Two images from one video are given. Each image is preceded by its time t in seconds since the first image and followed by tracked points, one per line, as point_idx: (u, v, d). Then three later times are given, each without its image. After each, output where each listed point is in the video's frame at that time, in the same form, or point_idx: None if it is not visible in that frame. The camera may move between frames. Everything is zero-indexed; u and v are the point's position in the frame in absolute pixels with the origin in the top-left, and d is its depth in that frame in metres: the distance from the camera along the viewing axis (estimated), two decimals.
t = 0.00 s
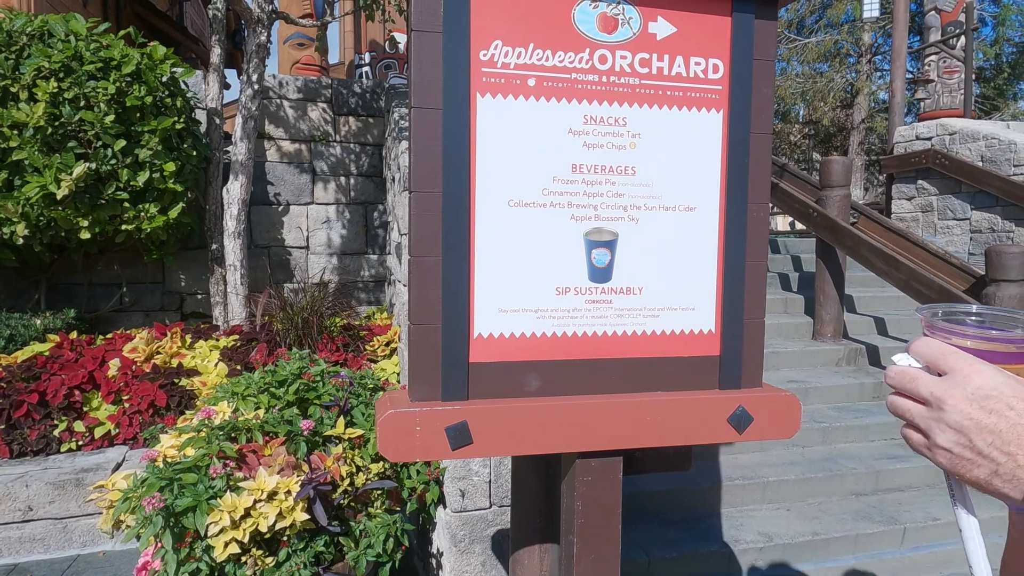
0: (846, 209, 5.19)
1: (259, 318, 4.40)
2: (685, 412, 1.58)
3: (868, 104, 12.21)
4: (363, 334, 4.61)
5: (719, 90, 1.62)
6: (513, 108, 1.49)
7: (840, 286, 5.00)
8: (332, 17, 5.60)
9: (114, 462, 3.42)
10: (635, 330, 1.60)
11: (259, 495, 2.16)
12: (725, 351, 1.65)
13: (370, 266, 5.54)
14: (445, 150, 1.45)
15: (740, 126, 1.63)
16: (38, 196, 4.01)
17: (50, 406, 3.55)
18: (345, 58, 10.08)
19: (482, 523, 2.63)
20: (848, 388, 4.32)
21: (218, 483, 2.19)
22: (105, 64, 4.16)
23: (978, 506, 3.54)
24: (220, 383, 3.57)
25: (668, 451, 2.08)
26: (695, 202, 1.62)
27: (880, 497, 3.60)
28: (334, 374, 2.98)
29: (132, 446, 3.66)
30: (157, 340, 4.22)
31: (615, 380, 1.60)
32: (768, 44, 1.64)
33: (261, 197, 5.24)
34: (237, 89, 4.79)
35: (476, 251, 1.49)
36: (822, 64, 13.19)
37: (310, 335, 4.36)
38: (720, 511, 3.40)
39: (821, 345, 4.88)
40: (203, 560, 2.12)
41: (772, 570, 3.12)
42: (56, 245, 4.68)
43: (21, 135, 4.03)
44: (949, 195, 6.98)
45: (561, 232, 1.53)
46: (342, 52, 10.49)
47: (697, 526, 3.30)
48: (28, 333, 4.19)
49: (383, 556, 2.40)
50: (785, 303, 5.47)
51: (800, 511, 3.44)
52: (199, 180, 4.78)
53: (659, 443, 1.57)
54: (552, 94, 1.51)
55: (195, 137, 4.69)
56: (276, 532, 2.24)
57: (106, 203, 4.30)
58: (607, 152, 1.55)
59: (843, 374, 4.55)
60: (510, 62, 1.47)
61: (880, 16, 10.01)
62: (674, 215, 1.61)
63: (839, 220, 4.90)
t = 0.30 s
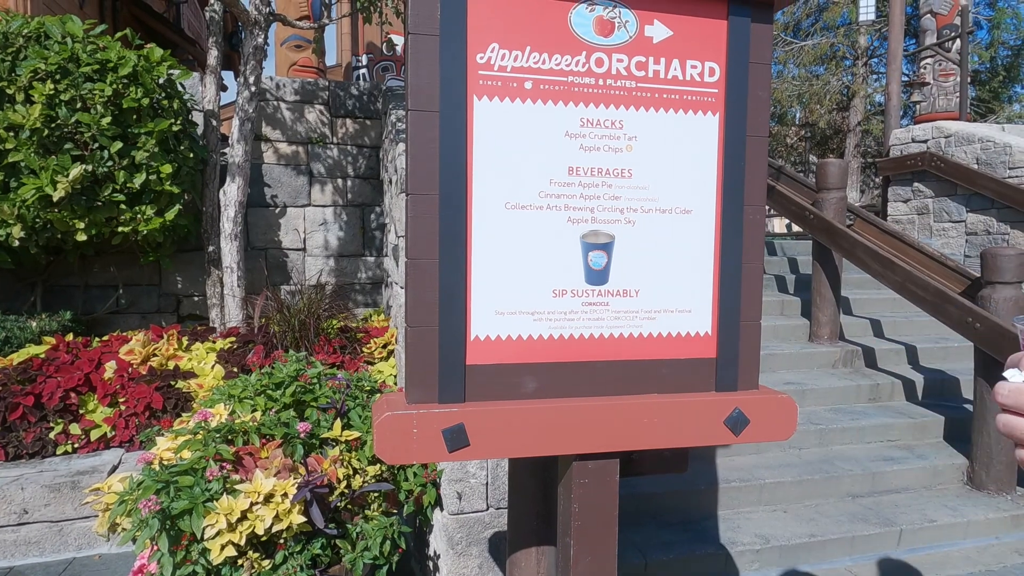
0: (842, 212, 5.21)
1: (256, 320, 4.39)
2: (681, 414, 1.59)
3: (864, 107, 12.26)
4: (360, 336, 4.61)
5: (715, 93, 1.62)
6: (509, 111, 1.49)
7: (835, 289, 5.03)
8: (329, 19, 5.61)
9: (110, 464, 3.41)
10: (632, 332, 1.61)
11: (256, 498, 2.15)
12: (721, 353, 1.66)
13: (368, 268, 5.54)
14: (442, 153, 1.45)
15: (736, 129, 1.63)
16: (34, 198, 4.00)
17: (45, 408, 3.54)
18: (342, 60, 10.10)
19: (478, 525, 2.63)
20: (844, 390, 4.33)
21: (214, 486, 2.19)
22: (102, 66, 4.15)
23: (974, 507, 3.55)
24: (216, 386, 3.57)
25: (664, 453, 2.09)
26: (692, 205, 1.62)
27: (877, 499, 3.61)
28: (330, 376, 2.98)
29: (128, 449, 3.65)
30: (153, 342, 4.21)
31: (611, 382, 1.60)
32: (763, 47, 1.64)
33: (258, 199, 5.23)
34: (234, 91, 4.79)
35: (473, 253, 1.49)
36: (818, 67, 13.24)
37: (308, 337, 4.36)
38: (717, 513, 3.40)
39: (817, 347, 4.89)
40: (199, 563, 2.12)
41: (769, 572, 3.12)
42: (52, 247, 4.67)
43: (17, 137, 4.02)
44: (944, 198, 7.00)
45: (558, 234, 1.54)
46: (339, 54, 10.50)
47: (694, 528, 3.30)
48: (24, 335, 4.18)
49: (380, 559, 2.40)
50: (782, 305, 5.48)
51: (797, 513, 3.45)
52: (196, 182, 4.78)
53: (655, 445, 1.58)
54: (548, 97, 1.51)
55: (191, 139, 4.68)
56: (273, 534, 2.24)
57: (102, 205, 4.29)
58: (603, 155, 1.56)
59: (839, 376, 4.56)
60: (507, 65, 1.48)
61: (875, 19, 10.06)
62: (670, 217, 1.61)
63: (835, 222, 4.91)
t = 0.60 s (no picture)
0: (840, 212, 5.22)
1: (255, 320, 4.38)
2: (683, 414, 1.59)
3: (862, 107, 12.28)
4: (359, 336, 4.61)
5: (716, 94, 1.63)
6: (512, 113, 1.49)
7: (834, 290, 5.04)
8: (327, 19, 5.60)
9: (110, 464, 3.41)
10: (633, 333, 1.61)
11: (257, 498, 2.15)
12: (722, 354, 1.66)
13: (367, 268, 5.53)
14: (445, 154, 1.46)
15: (738, 131, 1.64)
16: (33, 198, 3.99)
17: (44, 409, 3.54)
18: (341, 60, 10.11)
19: (479, 526, 2.63)
20: (843, 390, 4.34)
21: (215, 486, 2.19)
22: (101, 66, 4.15)
23: (972, 507, 3.56)
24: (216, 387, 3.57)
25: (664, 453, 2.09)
26: (693, 206, 1.63)
27: (876, 498, 3.62)
28: (331, 376, 2.98)
29: (127, 450, 3.65)
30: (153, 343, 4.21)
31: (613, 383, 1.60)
32: (764, 49, 1.65)
33: (257, 200, 5.23)
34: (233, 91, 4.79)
35: (476, 254, 1.50)
36: (816, 68, 13.26)
37: (307, 337, 4.36)
38: (716, 513, 3.41)
39: (816, 347, 4.90)
40: (201, 564, 2.12)
41: (768, 572, 3.13)
42: (51, 247, 4.67)
43: (16, 137, 4.02)
44: (942, 198, 7.02)
45: (559, 235, 1.54)
46: (338, 54, 10.50)
47: (694, 528, 3.31)
48: (22, 336, 4.17)
49: (381, 559, 2.40)
50: (780, 306, 5.49)
51: (796, 513, 3.45)
52: (196, 182, 4.78)
53: (657, 445, 1.58)
54: (550, 98, 1.51)
55: (191, 139, 4.68)
56: (274, 535, 2.24)
57: (101, 206, 4.29)
58: (605, 155, 1.56)
59: (838, 376, 4.57)
60: (509, 66, 1.48)
61: (873, 20, 10.08)
62: (670, 218, 1.62)
63: (834, 223, 4.92)
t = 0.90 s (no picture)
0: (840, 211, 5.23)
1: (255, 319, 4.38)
2: (688, 413, 1.60)
3: (860, 106, 12.30)
4: (360, 335, 4.60)
5: (720, 94, 1.63)
6: (518, 113, 1.50)
7: (834, 289, 5.05)
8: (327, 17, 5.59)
9: (110, 464, 3.41)
10: (637, 333, 1.61)
11: (260, 497, 2.16)
12: (726, 353, 1.67)
13: (366, 267, 5.53)
14: (451, 154, 1.46)
15: (742, 131, 1.64)
16: (33, 197, 3.98)
17: (44, 408, 3.54)
18: (339, 58, 10.10)
19: (481, 524, 2.64)
20: (842, 389, 4.35)
21: (218, 485, 2.19)
22: (101, 64, 4.15)
23: (971, 506, 3.57)
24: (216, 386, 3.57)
25: (666, 451, 2.10)
26: (697, 205, 1.63)
27: (875, 497, 3.63)
28: (333, 375, 2.98)
29: (127, 449, 3.65)
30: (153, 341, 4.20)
31: (617, 382, 1.61)
32: (768, 49, 1.65)
33: (257, 198, 5.22)
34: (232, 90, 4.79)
35: (481, 253, 1.50)
36: (814, 67, 13.27)
37: (307, 336, 4.36)
38: (716, 512, 3.42)
39: (815, 346, 4.91)
40: (204, 563, 2.12)
41: (769, 571, 3.14)
42: (51, 246, 4.65)
43: (16, 136, 4.01)
44: (940, 197, 7.03)
45: (564, 235, 1.54)
46: (336, 52, 10.49)
47: (695, 527, 3.31)
48: (22, 335, 4.17)
49: (384, 558, 2.40)
50: (780, 305, 5.50)
51: (796, 512, 3.46)
52: (195, 181, 4.77)
53: (661, 444, 1.59)
54: (556, 98, 1.52)
55: (191, 138, 4.67)
56: (277, 534, 2.24)
57: (101, 204, 4.28)
58: (609, 156, 1.56)
59: (837, 375, 4.58)
60: (514, 66, 1.48)
61: (872, 19, 10.09)
62: (674, 217, 1.62)
63: (833, 222, 4.93)
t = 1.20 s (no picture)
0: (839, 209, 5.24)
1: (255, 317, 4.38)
2: (690, 410, 1.60)
3: (857, 104, 12.31)
4: (359, 332, 4.60)
5: (722, 92, 1.63)
6: (521, 111, 1.50)
7: (832, 287, 5.07)
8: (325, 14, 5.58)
9: (110, 462, 3.41)
10: (639, 330, 1.62)
11: (261, 495, 2.17)
12: (727, 350, 1.67)
13: (365, 265, 5.53)
14: (454, 151, 1.46)
15: (743, 129, 1.65)
16: (31, 194, 3.97)
17: (43, 406, 3.53)
18: (337, 56, 10.08)
19: (481, 521, 2.64)
20: (841, 386, 4.37)
21: (220, 482, 2.19)
22: (99, 61, 4.14)
23: (969, 502, 3.58)
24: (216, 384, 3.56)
25: (666, 448, 2.10)
26: (699, 202, 1.64)
27: (873, 494, 3.64)
28: (333, 373, 2.98)
29: (127, 446, 3.65)
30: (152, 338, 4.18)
31: (619, 379, 1.61)
32: (770, 48, 1.65)
33: (256, 196, 5.21)
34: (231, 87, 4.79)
35: (483, 251, 1.50)
36: (811, 64, 13.27)
37: (307, 333, 4.36)
38: (715, 509, 3.43)
39: (814, 343, 4.92)
40: (206, 560, 2.12)
41: (768, 567, 3.15)
42: (49, 243, 4.64)
43: (14, 133, 3.99)
44: (938, 195, 7.05)
45: (566, 232, 1.54)
46: (333, 50, 10.46)
47: (694, 524, 3.32)
48: (20, 332, 4.17)
49: (385, 555, 2.40)
50: (778, 302, 5.51)
51: (795, 508, 3.47)
52: (194, 178, 4.76)
53: (663, 441, 1.59)
54: (558, 96, 1.52)
55: (189, 136, 4.66)
56: (278, 531, 2.25)
57: (100, 202, 4.26)
58: (612, 153, 1.57)
59: (835, 372, 4.59)
60: (517, 63, 1.48)
61: (869, 17, 10.10)
62: (675, 215, 1.62)
63: (832, 220, 4.94)
